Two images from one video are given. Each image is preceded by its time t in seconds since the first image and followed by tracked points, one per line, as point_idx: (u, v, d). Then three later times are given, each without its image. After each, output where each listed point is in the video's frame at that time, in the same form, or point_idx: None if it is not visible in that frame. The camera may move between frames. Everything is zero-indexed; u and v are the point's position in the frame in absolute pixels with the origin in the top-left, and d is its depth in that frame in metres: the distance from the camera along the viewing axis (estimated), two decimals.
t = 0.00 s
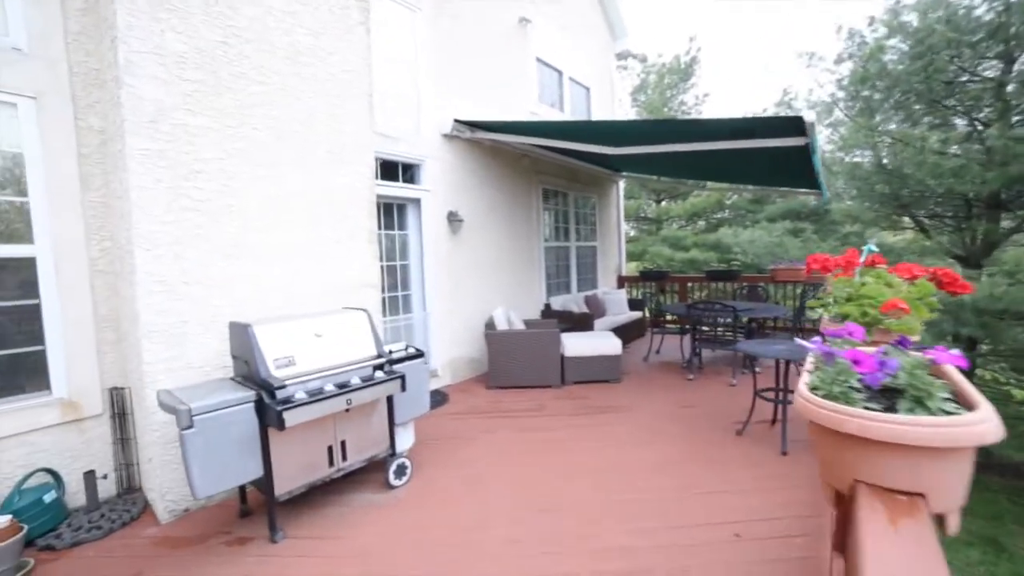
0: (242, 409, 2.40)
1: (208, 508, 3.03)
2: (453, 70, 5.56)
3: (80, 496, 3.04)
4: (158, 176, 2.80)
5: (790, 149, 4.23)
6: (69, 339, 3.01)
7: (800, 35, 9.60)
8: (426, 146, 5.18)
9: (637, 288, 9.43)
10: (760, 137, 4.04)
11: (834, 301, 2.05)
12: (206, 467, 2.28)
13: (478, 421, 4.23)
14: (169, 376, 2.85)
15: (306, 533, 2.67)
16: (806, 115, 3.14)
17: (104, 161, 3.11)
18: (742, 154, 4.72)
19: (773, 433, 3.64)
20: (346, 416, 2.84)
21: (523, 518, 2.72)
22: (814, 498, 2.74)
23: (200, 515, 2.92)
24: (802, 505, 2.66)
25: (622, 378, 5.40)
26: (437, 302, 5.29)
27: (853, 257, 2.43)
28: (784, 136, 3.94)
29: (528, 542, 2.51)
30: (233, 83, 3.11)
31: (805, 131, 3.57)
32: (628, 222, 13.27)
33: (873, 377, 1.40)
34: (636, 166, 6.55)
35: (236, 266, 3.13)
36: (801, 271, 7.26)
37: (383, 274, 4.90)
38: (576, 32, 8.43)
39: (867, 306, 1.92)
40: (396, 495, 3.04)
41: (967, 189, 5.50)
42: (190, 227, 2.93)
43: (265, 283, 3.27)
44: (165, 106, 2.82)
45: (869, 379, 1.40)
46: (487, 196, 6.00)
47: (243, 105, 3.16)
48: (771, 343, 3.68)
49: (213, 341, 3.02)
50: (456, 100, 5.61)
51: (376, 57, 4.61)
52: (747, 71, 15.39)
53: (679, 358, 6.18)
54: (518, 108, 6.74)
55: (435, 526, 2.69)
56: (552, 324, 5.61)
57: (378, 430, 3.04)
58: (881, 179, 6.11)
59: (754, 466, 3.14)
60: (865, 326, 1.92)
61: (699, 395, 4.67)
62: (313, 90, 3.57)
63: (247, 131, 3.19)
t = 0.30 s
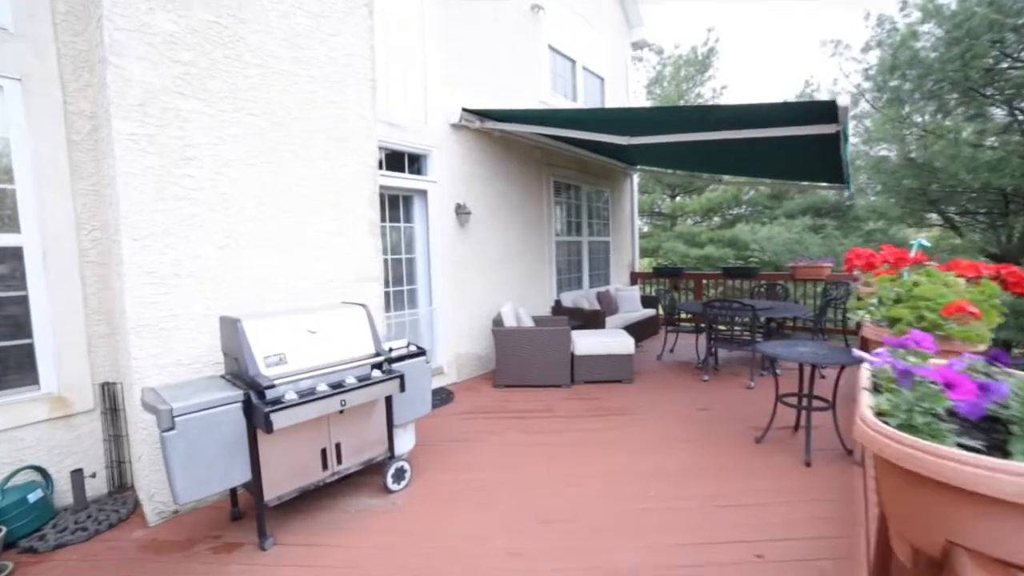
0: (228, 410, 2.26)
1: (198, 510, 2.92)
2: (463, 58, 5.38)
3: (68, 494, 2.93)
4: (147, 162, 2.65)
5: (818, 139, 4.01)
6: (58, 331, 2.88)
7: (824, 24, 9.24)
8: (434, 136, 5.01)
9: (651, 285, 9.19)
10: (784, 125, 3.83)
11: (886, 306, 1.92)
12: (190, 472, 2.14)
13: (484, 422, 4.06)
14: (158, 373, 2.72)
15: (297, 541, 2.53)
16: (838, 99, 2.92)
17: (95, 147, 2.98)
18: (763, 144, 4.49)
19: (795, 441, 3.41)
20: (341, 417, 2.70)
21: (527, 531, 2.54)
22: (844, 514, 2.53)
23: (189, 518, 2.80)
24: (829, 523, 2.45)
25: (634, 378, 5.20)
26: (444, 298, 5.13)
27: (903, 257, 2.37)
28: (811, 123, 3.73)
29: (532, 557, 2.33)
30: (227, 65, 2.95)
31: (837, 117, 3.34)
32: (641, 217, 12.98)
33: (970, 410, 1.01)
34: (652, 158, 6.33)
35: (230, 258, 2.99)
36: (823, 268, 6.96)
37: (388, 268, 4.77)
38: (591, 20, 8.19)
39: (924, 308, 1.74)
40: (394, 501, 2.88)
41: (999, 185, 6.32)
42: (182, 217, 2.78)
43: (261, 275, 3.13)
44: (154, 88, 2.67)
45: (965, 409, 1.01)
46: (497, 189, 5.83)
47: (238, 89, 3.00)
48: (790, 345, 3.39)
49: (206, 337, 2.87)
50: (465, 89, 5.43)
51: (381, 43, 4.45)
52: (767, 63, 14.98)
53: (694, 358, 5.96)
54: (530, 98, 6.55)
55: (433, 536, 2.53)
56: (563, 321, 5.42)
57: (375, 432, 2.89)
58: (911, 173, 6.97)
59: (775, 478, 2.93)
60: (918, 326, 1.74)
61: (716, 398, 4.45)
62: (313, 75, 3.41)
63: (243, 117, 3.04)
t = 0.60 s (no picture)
0: (203, 418, 2.10)
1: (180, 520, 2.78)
2: (467, 50, 5.20)
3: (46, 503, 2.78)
4: (127, 154, 2.51)
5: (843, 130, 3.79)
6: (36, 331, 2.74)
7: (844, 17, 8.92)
8: (436, 131, 4.84)
9: (661, 286, 8.94)
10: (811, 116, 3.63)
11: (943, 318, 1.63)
12: (159, 484, 1.98)
13: (484, 429, 3.88)
14: (138, 375, 2.57)
15: (280, 557, 2.37)
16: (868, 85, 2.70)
17: (77, 138, 2.84)
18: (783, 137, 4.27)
19: (816, 455, 3.18)
20: (328, 425, 2.52)
21: (525, 551, 2.36)
22: (874, 540, 2.30)
23: (169, 529, 2.65)
24: (855, 550, 2.22)
25: (643, 383, 4.99)
26: (446, 298, 4.96)
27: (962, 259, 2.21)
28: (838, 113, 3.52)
29: None
30: (214, 53, 2.80)
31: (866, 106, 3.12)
32: (652, 217, 12.70)
33: None
34: (664, 155, 6.11)
35: (216, 256, 2.84)
36: (842, 270, 6.68)
37: (388, 267, 4.61)
38: (601, 14, 7.98)
39: (988, 318, 1.45)
40: (385, 514, 2.71)
41: None
42: (165, 212, 2.63)
43: (249, 274, 2.97)
44: (134, 76, 2.52)
45: None
46: (503, 186, 5.65)
47: (226, 78, 2.85)
48: (812, 353, 3.12)
49: (190, 338, 2.72)
50: (469, 82, 5.25)
51: (381, 33, 4.29)
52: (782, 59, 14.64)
53: (705, 362, 5.73)
54: (537, 93, 6.36)
55: (424, 554, 2.36)
56: (569, 323, 5.22)
57: (366, 440, 2.72)
58: (935, 171, 6.89)
59: (795, 496, 2.71)
60: (985, 345, 1.44)
61: (730, 405, 4.23)
62: (307, 64, 3.25)
63: (230, 108, 2.88)
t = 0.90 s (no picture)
0: (153, 436, 1.89)
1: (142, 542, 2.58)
2: (462, 44, 5.00)
3: None
4: (83, 147, 2.30)
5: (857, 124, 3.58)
6: None
7: (852, 14, 8.69)
8: (429, 128, 4.65)
9: (664, 290, 8.72)
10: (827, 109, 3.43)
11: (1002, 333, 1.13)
12: (100, 510, 1.78)
13: (476, 441, 3.67)
14: (95, 386, 2.37)
15: None
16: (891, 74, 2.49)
17: (35, 130, 2.64)
18: (795, 133, 4.06)
19: (829, 473, 2.97)
20: (301, 441, 2.32)
21: None
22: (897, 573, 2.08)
23: (129, 553, 2.45)
24: None
25: (644, 392, 4.77)
26: (438, 302, 4.76)
27: None
28: (856, 106, 3.33)
29: None
30: (183, 40, 2.59)
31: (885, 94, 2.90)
32: (655, 219, 12.46)
33: None
34: (667, 153, 5.90)
35: (185, 257, 2.64)
36: (851, 274, 6.45)
37: (378, 269, 4.42)
38: (603, 10, 7.78)
39: None
40: (364, 536, 2.52)
41: None
42: (127, 209, 2.44)
43: (222, 277, 2.78)
44: (92, 62, 2.32)
45: None
46: (499, 185, 5.45)
47: (196, 68, 2.64)
48: (823, 364, 2.91)
49: (154, 346, 2.53)
50: (464, 78, 5.05)
51: (370, 25, 4.10)
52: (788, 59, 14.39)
53: (709, 370, 5.51)
54: (536, 89, 6.16)
55: None
56: (568, 328, 5.01)
57: (344, 456, 2.51)
58: (948, 172, 6.75)
59: (808, 521, 2.49)
60: None
61: (736, 416, 4.02)
62: (289, 55, 3.06)
63: (202, 99, 2.68)
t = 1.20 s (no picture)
0: (47, 471, 1.60)
1: None
2: (444, 38, 4.77)
3: None
4: None
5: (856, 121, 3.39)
6: None
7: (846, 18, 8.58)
8: (408, 125, 4.41)
9: (655, 297, 8.51)
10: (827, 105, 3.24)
11: None
12: None
13: (451, 460, 3.40)
14: (6, 408, 2.07)
15: None
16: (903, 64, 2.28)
17: None
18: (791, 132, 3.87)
19: (830, 499, 2.74)
20: (239, 469, 2.04)
21: None
22: None
23: None
24: None
25: (633, 405, 4.53)
26: (416, 310, 4.50)
27: None
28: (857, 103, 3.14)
29: None
30: (121, 18, 2.28)
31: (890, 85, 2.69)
32: (646, 225, 12.28)
33: None
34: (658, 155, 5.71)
35: (120, 260, 2.36)
36: (846, 283, 6.27)
37: (351, 274, 4.15)
38: (593, 9, 7.58)
39: None
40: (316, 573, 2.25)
41: None
42: (48, 205, 2.14)
43: (165, 282, 2.50)
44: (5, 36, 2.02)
45: None
46: (483, 187, 5.22)
47: (137, 49, 2.34)
48: (825, 381, 2.67)
49: (80, 359, 2.25)
50: (446, 74, 4.82)
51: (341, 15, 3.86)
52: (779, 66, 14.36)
53: (700, 381, 5.30)
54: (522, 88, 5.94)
55: None
56: (553, 337, 4.77)
57: (294, 483, 2.24)
58: (942, 179, 6.60)
59: (811, 557, 2.25)
60: None
61: (729, 432, 3.79)
62: (247, 41, 2.75)
63: (144, 85, 2.37)
